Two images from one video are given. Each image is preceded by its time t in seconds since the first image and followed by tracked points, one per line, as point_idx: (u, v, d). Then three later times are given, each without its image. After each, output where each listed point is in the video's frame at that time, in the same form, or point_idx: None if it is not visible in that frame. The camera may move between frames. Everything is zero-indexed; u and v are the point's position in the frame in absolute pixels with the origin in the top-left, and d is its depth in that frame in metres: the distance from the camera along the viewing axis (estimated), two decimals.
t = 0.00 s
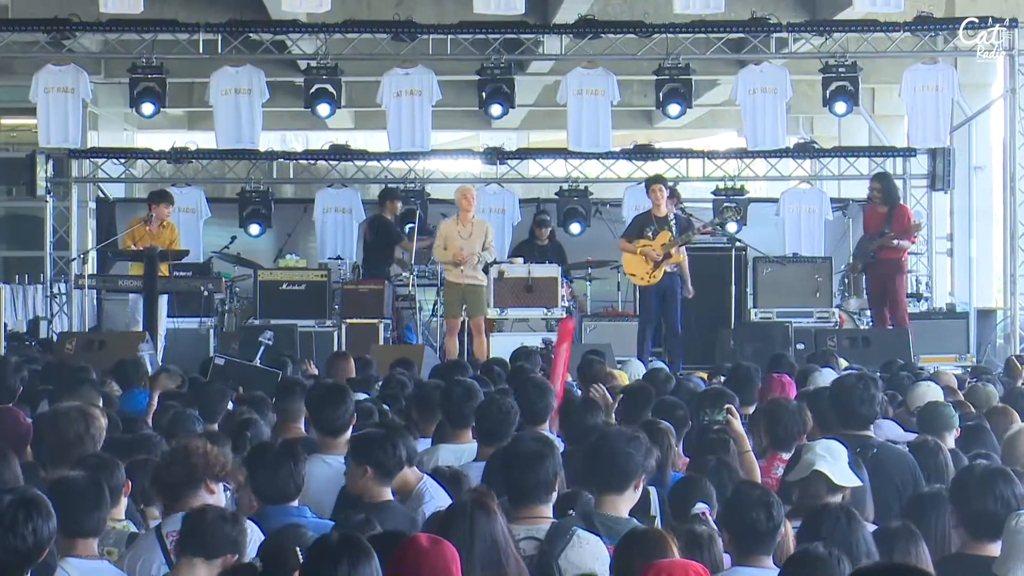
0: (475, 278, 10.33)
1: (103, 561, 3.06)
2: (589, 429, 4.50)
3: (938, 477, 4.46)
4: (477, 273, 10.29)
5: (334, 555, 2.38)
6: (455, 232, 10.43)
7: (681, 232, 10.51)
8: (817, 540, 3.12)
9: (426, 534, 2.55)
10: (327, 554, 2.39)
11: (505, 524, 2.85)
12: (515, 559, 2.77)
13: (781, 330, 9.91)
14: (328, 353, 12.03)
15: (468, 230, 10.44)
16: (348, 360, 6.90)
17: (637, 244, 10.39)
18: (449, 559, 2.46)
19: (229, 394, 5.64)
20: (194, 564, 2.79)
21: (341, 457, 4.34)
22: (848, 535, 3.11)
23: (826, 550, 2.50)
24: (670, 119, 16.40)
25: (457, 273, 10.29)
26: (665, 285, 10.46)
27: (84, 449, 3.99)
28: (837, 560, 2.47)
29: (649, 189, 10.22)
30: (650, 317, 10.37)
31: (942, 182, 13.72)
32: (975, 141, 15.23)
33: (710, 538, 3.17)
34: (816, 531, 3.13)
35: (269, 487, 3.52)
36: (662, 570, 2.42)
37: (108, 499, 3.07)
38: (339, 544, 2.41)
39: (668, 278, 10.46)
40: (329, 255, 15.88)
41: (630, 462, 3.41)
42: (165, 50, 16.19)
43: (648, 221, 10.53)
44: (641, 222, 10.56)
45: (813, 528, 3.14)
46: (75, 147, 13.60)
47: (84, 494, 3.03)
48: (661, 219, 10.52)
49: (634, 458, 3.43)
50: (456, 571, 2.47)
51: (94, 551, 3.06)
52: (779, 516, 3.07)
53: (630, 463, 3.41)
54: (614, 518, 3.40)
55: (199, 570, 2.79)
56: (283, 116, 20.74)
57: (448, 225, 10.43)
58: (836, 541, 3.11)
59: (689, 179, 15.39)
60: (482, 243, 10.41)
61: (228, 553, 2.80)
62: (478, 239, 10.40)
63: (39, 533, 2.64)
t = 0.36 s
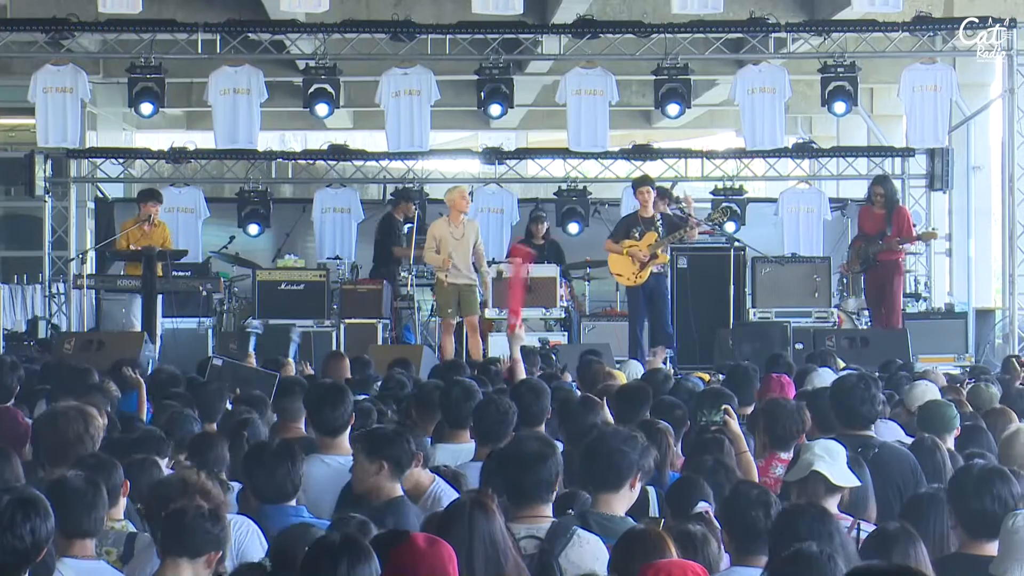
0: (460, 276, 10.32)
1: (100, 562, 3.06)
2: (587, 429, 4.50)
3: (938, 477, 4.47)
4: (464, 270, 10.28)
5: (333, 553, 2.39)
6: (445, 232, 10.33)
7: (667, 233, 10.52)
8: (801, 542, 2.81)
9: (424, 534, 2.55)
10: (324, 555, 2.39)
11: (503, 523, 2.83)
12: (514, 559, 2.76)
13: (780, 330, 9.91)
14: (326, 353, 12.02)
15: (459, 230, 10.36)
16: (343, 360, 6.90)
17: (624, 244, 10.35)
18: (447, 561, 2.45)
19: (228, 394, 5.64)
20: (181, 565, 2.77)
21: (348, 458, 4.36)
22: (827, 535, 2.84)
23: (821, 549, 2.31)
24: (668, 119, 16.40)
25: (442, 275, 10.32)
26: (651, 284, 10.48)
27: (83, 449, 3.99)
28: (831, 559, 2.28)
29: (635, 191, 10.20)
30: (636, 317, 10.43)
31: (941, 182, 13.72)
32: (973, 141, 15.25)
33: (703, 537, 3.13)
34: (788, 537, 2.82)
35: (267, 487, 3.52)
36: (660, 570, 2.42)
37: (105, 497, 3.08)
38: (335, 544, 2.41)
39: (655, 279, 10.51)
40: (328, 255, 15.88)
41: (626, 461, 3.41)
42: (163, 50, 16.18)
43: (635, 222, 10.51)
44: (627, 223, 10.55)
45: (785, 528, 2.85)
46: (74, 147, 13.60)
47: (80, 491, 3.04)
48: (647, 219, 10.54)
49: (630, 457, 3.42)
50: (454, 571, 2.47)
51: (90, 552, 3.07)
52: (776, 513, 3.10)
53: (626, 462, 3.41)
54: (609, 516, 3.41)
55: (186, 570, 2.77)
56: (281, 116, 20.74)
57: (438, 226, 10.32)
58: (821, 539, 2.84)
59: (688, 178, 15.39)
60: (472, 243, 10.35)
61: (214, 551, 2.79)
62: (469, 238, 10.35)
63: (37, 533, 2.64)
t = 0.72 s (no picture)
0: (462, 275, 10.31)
1: (92, 558, 3.07)
2: (587, 429, 4.50)
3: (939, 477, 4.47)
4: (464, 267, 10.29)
5: (332, 551, 2.38)
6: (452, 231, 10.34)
7: (664, 231, 10.51)
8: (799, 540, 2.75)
9: (423, 533, 2.54)
10: (324, 554, 2.39)
11: (502, 523, 2.82)
12: (513, 560, 2.75)
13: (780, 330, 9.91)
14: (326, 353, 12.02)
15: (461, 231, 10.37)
16: (341, 361, 6.90)
17: (622, 245, 10.33)
18: (446, 561, 2.45)
19: (228, 394, 5.64)
20: (180, 565, 2.77)
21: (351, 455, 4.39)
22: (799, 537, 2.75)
23: (818, 549, 2.29)
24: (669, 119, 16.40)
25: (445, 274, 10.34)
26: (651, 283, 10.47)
27: (84, 449, 4.00)
28: (827, 559, 2.26)
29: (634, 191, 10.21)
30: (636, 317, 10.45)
31: (941, 181, 13.71)
32: (974, 141, 15.25)
33: (701, 538, 3.12)
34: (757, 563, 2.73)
35: (267, 486, 3.52)
36: (659, 570, 2.41)
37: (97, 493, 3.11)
38: (336, 543, 2.40)
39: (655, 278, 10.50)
40: (328, 256, 15.88)
41: (627, 461, 3.41)
42: (163, 50, 16.18)
43: (632, 222, 10.50)
44: (625, 223, 10.51)
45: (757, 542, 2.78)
46: (74, 147, 13.60)
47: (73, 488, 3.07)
48: (645, 219, 10.50)
49: (630, 457, 3.43)
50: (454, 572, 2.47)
51: (83, 548, 3.08)
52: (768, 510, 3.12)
53: (626, 462, 3.41)
54: (609, 517, 3.40)
55: (185, 570, 2.78)
56: (281, 116, 20.74)
57: (444, 225, 10.36)
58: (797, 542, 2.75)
59: (688, 179, 15.39)
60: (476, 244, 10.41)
61: (214, 550, 2.79)
62: (472, 240, 10.40)
63: (39, 533, 2.64)
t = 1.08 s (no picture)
0: (476, 275, 10.32)
1: (81, 553, 3.07)
2: (587, 429, 4.49)
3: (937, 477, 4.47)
4: (478, 268, 10.30)
5: (331, 548, 2.39)
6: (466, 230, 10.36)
7: (670, 232, 10.49)
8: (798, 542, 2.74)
9: (422, 534, 2.55)
10: (322, 552, 2.38)
11: (502, 523, 2.82)
12: (512, 560, 2.75)
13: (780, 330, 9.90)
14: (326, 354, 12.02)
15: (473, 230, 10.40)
16: (341, 360, 6.90)
17: (626, 245, 10.36)
18: (445, 560, 2.46)
19: (227, 394, 5.63)
20: (176, 564, 2.77)
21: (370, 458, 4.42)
22: (792, 541, 2.74)
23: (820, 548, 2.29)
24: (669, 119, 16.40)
25: (459, 273, 10.33)
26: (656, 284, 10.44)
27: (89, 450, 4.00)
28: (832, 558, 2.26)
29: (639, 190, 10.19)
30: (638, 317, 10.45)
31: (941, 181, 13.71)
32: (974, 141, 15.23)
33: (696, 536, 3.12)
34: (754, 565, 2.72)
35: (270, 486, 3.52)
36: (658, 570, 2.41)
37: (84, 492, 3.15)
38: (335, 540, 2.41)
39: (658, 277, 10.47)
40: (328, 256, 15.88)
41: (628, 461, 3.41)
42: (163, 50, 16.19)
43: (637, 222, 10.49)
44: (629, 223, 10.52)
45: (748, 546, 2.78)
46: (74, 147, 13.61)
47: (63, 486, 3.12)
48: (649, 218, 10.48)
49: (632, 456, 3.43)
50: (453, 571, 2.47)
51: (73, 543, 3.09)
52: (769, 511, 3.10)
53: (627, 461, 3.41)
54: (610, 517, 3.40)
55: (182, 570, 2.77)
56: (281, 116, 20.74)
57: (459, 224, 10.34)
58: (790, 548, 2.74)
59: (688, 179, 15.38)
60: (489, 241, 10.44)
61: (210, 551, 2.79)
62: (485, 238, 10.43)
63: (41, 532, 2.64)
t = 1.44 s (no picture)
0: (480, 275, 10.36)
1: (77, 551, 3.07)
2: (587, 429, 4.49)
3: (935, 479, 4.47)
4: (483, 268, 10.34)
5: (331, 546, 2.39)
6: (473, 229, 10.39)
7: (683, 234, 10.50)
8: (800, 541, 2.74)
9: (422, 534, 2.55)
10: (322, 552, 2.38)
11: (503, 524, 2.82)
12: (513, 560, 2.75)
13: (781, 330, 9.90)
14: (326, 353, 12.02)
15: (484, 229, 10.43)
16: (341, 360, 6.91)
17: (641, 244, 10.34)
18: (446, 559, 2.46)
19: (227, 394, 5.63)
20: (176, 564, 2.77)
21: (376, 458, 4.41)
22: (794, 543, 2.74)
23: (821, 548, 2.29)
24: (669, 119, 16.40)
25: (466, 272, 10.37)
26: (670, 284, 10.46)
27: (87, 450, 4.00)
28: (833, 558, 2.25)
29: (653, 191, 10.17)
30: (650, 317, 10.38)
31: (941, 181, 13.70)
32: (974, 141, 15.22)
33: (692, 537, 3.12)
34: (758, 566, 2.72)
35: (274, 485, 3.51)
36: (658, 570, 2.41)
37: (81, 491, 3.17)
38: (337, 539, 2.41)
39: (672, 278, 10.46)
40: (328, 256, 15.89)
41: (628, 462, 3.41)
42: (163, 50, 16.19)
43: (651, 222, 10.47)
44: (643, 224, 10.50)
45: (750, 546, 2.78)
46: (74, 147, 13.61)
47: (61, 486, 3.13)
48: (662, 220, 10.46)
49: (632, 457, 3.42)
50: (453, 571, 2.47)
51: (69, 542, 3.10)
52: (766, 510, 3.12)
53: (628, 462, 3.41)
54: (610, 518, 3.41)
55: (181, 570, 2.77)
56: (281, 116, 20.74)
57: (465, 223, 10.39)
58: (792, 549, 2.74)
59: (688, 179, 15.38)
60: (496, 238, 10.44)
61: (209, 552, 2.79)
62: (492, 235, 10.42)
63: (41, 533, 2.64)
